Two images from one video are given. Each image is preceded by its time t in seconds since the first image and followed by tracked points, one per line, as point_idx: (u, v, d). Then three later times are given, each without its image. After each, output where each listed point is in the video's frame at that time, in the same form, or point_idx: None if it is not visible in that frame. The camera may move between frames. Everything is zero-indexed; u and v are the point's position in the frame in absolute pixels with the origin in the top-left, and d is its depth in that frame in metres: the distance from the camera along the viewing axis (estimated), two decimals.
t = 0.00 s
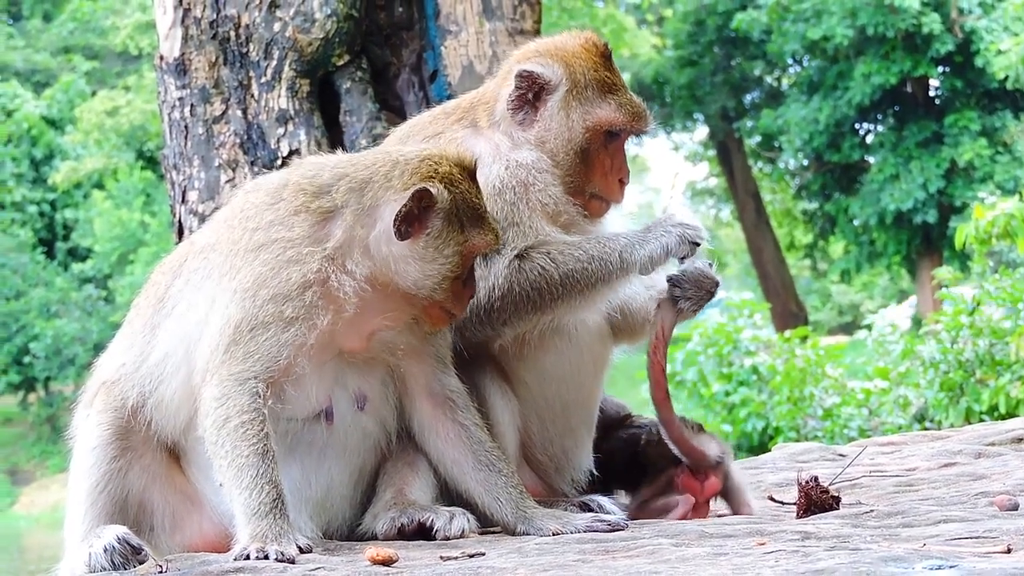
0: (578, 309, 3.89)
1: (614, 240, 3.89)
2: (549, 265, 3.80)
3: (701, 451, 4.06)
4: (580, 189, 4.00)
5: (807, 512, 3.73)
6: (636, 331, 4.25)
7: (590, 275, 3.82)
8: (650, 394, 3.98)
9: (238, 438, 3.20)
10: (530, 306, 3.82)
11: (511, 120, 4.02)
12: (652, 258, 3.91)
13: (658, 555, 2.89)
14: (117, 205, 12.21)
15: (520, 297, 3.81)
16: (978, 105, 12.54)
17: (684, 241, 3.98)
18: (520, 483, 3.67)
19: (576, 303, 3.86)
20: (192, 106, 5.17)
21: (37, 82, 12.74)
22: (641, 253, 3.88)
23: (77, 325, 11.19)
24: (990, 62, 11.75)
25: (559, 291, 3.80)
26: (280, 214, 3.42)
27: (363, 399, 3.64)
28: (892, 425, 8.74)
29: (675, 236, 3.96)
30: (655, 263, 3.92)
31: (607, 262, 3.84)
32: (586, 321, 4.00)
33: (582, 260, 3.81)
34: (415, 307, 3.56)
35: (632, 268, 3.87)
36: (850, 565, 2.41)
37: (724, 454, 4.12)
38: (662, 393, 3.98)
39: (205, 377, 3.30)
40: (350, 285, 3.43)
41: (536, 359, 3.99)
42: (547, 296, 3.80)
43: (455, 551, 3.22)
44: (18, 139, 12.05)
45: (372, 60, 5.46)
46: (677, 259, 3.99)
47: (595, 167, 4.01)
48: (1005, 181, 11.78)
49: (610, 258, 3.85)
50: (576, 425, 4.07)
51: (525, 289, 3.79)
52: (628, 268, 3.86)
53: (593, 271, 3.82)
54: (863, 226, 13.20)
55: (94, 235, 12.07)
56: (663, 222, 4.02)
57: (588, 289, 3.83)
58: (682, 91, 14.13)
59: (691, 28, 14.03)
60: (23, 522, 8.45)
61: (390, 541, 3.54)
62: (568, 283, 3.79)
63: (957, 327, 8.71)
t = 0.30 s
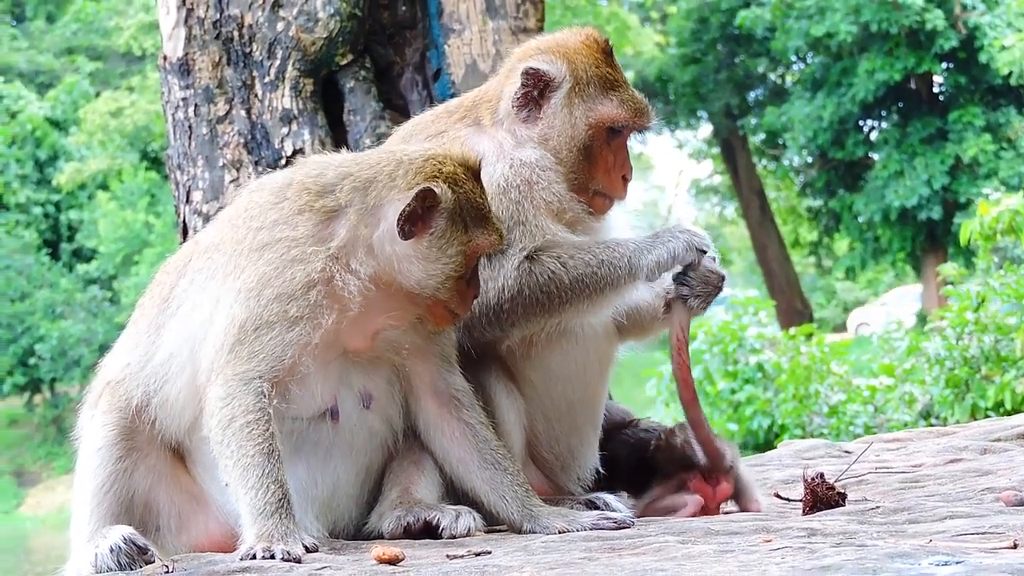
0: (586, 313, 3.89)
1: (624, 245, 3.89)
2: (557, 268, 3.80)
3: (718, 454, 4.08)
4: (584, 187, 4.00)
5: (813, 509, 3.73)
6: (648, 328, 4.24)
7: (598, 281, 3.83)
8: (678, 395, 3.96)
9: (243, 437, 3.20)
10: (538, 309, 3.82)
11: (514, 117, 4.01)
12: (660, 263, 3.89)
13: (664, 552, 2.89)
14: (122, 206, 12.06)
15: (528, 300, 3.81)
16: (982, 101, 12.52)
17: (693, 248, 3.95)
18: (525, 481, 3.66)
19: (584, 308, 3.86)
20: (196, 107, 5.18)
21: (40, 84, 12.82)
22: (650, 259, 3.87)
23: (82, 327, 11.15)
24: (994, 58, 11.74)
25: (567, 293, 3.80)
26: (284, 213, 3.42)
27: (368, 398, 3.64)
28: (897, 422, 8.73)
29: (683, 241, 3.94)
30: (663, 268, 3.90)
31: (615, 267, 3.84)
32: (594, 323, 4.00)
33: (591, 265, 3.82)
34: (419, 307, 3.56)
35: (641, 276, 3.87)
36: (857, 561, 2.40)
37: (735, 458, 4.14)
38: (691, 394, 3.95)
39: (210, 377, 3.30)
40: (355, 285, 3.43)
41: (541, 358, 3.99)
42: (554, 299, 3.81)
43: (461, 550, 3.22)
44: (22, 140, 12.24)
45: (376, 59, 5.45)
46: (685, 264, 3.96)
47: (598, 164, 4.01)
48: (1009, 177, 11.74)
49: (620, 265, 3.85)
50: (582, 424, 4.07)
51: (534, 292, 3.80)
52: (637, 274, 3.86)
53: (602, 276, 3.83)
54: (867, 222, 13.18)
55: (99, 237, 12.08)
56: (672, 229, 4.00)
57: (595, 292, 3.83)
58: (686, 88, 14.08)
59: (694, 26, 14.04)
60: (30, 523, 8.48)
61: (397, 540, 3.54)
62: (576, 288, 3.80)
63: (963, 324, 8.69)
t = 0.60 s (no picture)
0: (586, 319, 3.89)
1: (626, 253, 3.88)
2: (556, 275, 3.80)
3: (720, 458, 4.07)
4: (584, 187, 3.99)
5: (813, 510, 3.72)
6: (648, 330, 4.25)
7: (598, 288, 3.82)
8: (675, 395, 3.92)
9: (243, 439, 3.20)
10: (538, 313, 3.82)
11: (516, 116, 4.01)
12: (663, 273, 3.86)
13: (664, 554, 2.89)
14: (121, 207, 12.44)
15: (528, 305, 3.81)
16: (982, 103, 12.53)
17: (694, 254, 3.91)
18: (525, 483, 3.66)
19: (583, 313, 3.85)
20: (196, 108, 5.18)
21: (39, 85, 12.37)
22: (653, 270, 3.86)
23: (82, 329, 11.19)
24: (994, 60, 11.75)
25: (567, 297, 3.80)
26: (284, 215, 3.43)
27: (368, 400, 3.63)
28: (898, 423, 8.73)
29: (684, 248, 3.89)
30: (668, 276, 3.87)
31: (615, 273, 3.83)
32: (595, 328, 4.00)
33: (592, 272, 3.81)
34: (419, 308, 3.56)
35: (641, 283, 3.86)
36: (856, 562, 2.40)
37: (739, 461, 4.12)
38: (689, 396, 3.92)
39: (209, 379, 3.30)
40: (354, 286, 3.43)
41: (542, 361, 3.98)
42: (553, 304, 3.80)
43: (461, 552, 3.22)
44: (22, 141, 12.06)
45: (376, 60, 5.44)
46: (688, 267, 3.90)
47: (599, 165, 4.01)
48: (1009, 178, 11.79)
49: (620, 271, 3.84)
50: (582, 426, 4.07)
51: (534, 297, 3.79)
52: (638, 281, 3.85)
53: (602, 283, 3.82)
54: (868, 223, 13.16)
55: (99, 238, 12.09)
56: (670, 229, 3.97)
57: (595, 297, 3.82)
58: (687, 89, 14.07)
59: (695, 27, 14.05)
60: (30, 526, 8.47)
61: (397, 541, 3.54)
62: (575, 295, 3.80)
63: (963, 325, 8.69)
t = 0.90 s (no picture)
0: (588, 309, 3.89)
1: (623, 240, 3.89)
2: (558, 264, 3.80)
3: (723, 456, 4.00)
4: (589, 187, 4.00)
5: (814, 509, 3.73)
6: (653, 332, 4.24)
7: (600, 279, 3.82)
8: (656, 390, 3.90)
9: (248, 434, 3.20)
10: (540, 308, 3.82)
11: (521, 115, 4.02)
12: (658, 258, 3.89)
13: (665, 552, 2.89)
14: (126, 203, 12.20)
15: (530, 297, 3.81)
16: (986, 102, 12.52)
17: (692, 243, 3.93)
18: (527, 480, 3.66)
19: (585, 304, 3.85)
20: (200, 105, 5.17)
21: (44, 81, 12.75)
22: (647, 253, 3.87)
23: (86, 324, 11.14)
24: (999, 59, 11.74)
25: (569, 292, 3.80)
26: (290, 209, 3.42)
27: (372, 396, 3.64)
28: (900, 422, 8.73)
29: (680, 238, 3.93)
30: (662, 262, 3.90)
31: (614, 261, 3.84)
32: (595, 320, 4.02)
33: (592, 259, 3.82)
34: (449, 266, 3.56)
35: (639, 271, 3.87)
36: (858, 562, 2.41)
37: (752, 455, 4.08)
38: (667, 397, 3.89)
39: (215, 372, 3.31)
40: (362, 272, 3.43)
41: (544, 357, 3.99)
42: (556, 298, 3.81)
43: (463, 549, 3.22)
44: (26, 137, 12.23)
45: (380, 58, 5.43)
46: (684, 259, 3.94)
47: (604, 165, 4.01)
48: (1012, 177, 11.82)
49: (618, 258, 3.85)
50: (584, 424, 4.07)
51: (536, 290, 3.80)
52: (635, 268, 3.86)
53: (602, 270, 3.82)
54: (871, 223, 13.14)
55: (102, 234, 12.14)
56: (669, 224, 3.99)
57: (595, 289, 3.83)
58: (690, 88, 14.07)
59: (699, 25, 14.02)
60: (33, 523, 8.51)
61: (398, 539, 3.55)
62: (577, 282, 3.80)
63: (966, 324, 8.68)
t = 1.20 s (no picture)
0: (595, 314, 3.89)
1: (633, 248, 3.87)
2: (563, 269, 3.80)
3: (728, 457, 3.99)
4: (591, 182, 3.99)
5: (819, 505, 3.73)
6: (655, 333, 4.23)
7: (606, 283, 3.83)
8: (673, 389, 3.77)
9: (254, 431, 3.20)
10: (545, 307, 3.83)
11: (520, 109, 4.03)
12: (668, 269, 3.84)
13: (670, 549, 2.89)
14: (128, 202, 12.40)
15: (536, 298, 3.81)
16: (989, 98, 12.50)
17: (702, 258, 3.87)
18: (531, 477, 3.66)
19: (591, 308, 3.86)
20: (202, 104, 5.18)
21: (47, 81, 12.78)
22: (658, 264, 3.84)
23: (89, 325, 11.38)
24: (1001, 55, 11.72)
25: (574, 293, 3.80)
26: (294, 205, 3.43)
27: (376, 393, 3.64)
28: (904, 419, 8.71)
29: (693, 251, 3.86)
30: (672, 273, 3.85)
31: (623, 269, 3.83)
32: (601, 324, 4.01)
33: (599, 266, 3.82)
34: (451, 264, 3.57)
35: (646, 278, 3.85)
36: (862, 558, 2.40)
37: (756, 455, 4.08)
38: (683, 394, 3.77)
39: (221, 369, 3.31)
40: (368, 268, 3.44)
41: (549, 356, 3.99)
42: (562, 298, 3.81)
43: (467, 547, 3.22)
44: (29, 137, 12.26)
45: (382, 57, 5.42)
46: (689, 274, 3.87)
47: (605, 160, 4.01)
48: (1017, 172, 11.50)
49: (627, 267, 3.84)
50: (587, 420, 4.07)
51: (542, 290, 3.80)
52: (644, 277, 3.85)
53: (610, 277, 3.83)
54: (875, 219, 13.13)
55: (106, 234, 12.15)
56: (678, 237, 3.92)
57: (601, 292, 3.83)
58: (693, 85, 14.06)
59: (701, 23, 13.99)
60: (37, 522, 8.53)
61: (402, 536, 3.55)
62: (582, 288, 3.80)
63: (970, 320, 8.66)
